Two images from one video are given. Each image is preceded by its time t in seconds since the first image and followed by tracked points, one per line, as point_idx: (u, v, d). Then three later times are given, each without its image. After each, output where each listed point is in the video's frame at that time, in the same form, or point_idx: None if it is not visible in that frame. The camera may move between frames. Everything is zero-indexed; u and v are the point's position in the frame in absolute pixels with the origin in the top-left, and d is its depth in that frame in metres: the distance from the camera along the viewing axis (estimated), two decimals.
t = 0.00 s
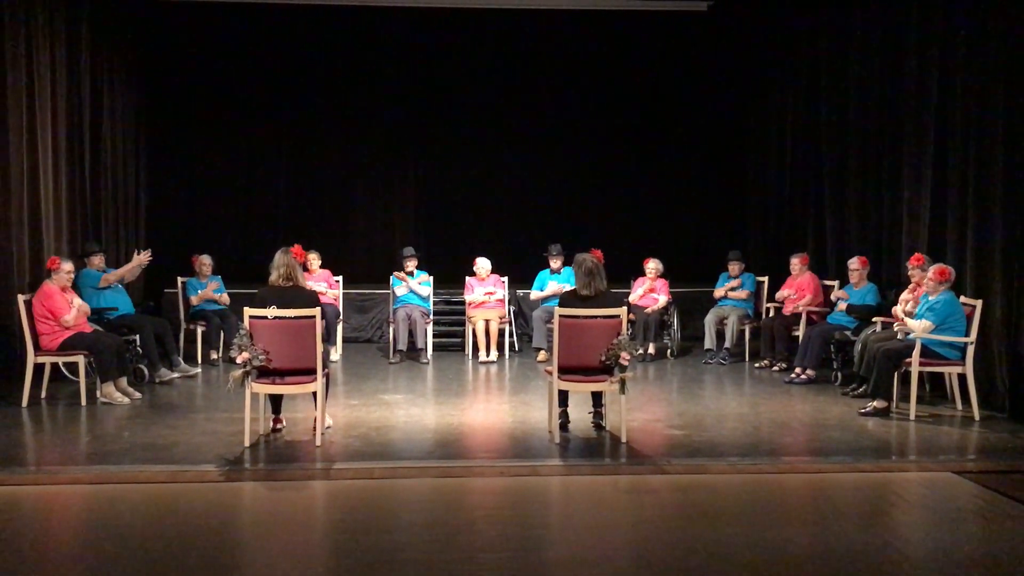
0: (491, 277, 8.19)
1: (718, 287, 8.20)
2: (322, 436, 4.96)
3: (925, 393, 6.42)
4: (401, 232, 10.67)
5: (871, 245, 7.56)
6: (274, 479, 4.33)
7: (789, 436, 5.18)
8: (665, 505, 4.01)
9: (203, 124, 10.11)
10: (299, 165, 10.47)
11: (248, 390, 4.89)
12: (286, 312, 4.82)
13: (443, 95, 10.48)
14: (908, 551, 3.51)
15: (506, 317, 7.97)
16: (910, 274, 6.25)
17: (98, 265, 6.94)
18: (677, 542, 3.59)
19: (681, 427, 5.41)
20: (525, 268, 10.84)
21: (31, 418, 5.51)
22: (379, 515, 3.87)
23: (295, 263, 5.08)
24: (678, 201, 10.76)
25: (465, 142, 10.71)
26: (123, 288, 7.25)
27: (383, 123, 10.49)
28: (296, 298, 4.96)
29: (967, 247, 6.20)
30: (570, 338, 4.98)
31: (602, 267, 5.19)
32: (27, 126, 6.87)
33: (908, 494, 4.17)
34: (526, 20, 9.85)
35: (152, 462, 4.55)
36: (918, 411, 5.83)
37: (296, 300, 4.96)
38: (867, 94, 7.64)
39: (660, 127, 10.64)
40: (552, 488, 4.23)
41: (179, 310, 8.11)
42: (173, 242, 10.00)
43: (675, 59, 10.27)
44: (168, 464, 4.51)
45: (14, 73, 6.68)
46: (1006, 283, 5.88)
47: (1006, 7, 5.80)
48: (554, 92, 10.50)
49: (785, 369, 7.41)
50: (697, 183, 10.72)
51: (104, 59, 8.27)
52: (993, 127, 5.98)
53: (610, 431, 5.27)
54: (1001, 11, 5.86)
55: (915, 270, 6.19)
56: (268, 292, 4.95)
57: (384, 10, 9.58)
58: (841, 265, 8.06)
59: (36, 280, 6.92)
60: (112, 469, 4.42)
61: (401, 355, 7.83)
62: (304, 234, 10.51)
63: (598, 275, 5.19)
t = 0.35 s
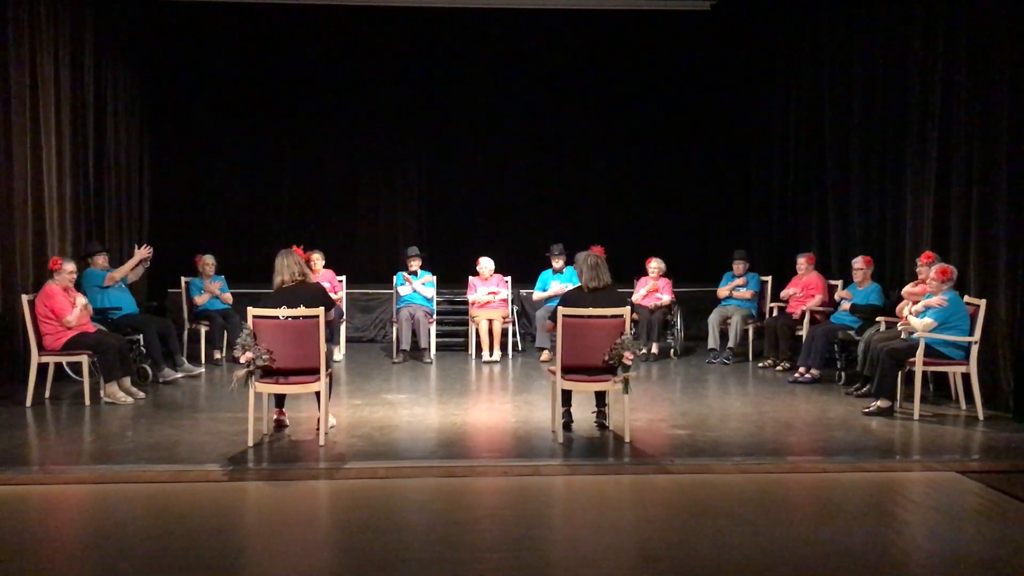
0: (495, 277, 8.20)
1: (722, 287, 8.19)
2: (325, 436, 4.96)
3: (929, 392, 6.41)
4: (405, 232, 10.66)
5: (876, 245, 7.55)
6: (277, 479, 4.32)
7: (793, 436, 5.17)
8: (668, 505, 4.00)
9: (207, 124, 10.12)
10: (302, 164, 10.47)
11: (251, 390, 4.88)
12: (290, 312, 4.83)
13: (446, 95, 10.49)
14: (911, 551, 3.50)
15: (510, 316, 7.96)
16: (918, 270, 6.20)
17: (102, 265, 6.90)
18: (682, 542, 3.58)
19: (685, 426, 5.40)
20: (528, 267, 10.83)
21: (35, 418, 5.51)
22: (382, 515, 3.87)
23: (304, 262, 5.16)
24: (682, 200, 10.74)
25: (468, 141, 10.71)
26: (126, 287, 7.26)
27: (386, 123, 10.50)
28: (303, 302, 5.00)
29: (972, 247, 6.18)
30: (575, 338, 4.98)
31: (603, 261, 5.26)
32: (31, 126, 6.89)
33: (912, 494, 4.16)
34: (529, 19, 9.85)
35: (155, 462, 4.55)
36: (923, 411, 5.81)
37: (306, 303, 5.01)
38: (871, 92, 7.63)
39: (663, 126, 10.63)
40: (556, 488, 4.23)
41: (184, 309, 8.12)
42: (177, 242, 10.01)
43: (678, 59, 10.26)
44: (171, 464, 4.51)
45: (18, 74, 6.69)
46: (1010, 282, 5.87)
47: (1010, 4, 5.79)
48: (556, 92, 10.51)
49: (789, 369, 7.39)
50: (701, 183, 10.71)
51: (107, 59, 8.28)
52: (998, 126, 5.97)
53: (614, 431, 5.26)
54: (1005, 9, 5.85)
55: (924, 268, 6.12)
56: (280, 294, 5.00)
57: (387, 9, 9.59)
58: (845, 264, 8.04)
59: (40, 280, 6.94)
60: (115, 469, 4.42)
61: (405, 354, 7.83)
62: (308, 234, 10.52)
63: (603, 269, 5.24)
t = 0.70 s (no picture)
0: (498, 277, 8.20)
1: (725, 286, 8.17)
2: (328, 435, 4.96)
3: (933, 393, 6.39)
4: (407, 232, 10.66)
5: (879, 244, 7.53)
6: (280, 479, 4.32)
7: (796, 436, 5.16)
8: (671, 505, 3.99)
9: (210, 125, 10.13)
10: (305, 164, 10.47)
11: (254, 390, 4.87)
12: (294, 312, 4.84)
13: (449, 95, 10.49)
14: (914, 551, 3.50)
15: (513, 317, 7.97)
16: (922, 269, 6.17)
17: (105, 265, 6.95)
18: (684, 542, 3.58)
19: (688, 426, 5.40)
20: (531, 267, 10.83)
21: (39, 418, 5.52)
22: (384, 515, 3.87)
23: (284, 267, 5.13)
24: (685, 200, 10.73)
25: (471, 141, 10.71)
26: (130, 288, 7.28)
27: (389, 122, 10.50)
28: (295, 300, 5.00)
29: (976, 246, 6.17)
30: (576, 339, 4.98)
31: (584, 258, 5.34)
32: (35, 125, 6.90)
33: (915, 494, 4.15)
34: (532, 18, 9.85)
35: (158, 462, 4.55)
36: (926, 411, 5.80)
37: (297, 301, 5.00)
38: (875, 91, 7.62)
39: (666, 125, 10.63)
40: (558, 488, 4.22)
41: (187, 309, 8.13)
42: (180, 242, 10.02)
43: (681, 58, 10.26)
44: (174, 464, 4.51)
45: (22, 74, 6.70)
46: (1014, 282, 5.86)
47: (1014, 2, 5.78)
48: (559, 92, 10.51)
49: (793, 368, 7.38)
50: (704, 183, 10.69)
51: (111, 59, 8.29)
52: (1002, 124, 5.96)
53: (616, 431, 5.26)
54: (1009, 8, 5.84)
55: (925, 268, 6.10)
56: (274, 294, 5.00)
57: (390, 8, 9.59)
58: (849, 264, 8.02)
59: (44, 280, 6.95)
60: (117, 469, 4.42)
61: (408, 354, 7.83)
62: (310, 234, 10.52)
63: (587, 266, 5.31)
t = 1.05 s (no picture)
0: (500, 277, 8.19)
1: (727, 287, 8.17)
2: (330, 436, 4.97)
3: (935, 393, 6.40)
4: (409, 233, 10.67)
5: (881, 245, 7.53)
6: (282, 479, 4.34)
7: (797, 436, 5.17)
8: (673, 505, 4.00)
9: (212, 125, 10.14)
10: (306, 165, 10.48)
11: (256, 390, 4.88)
12: (295, 311, 4.84)
13: (450, 95, 10.50)
14: (915, 551, 3.50)
15: (514, 317, 7.97)
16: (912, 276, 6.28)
17: (106, 267, 6.97)
18: (686, 542, 3.58)
19: (690, 427, 5.41)
20: (533, 267, 10.84)
21: (41, 418, 5.54)
22: (386, 515, 3.87)
23: (266, 277, 5.18)
24: (687, 200, 10.73)
25: (472, 142, 10.71)
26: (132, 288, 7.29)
27: (391, 123, 10.51)
28: (285, 301, 5.03)
29: (978, 246, 6.17)
30: (576, 339, 4.98)
31: (567, 264, 5.38)
32: (37, 125, 6.91)
33: (917, 494, 4.16)
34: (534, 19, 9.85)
35: (160, 462, 4.56)
36: (928, 411, 5.80)
37: (288, 301, 5.03)
38: (876, 92, 7.62)
39: (668, 125, 10.62)
40: (559, 488, 4.23)
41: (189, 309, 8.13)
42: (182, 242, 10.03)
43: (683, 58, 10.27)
44: (176, 464, 4.53)
45: (24, 75, 6.71)
46: (1016, 282, 5.86)
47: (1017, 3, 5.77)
48: (561, 92, 10.50)
49: (794, 369, 7.39)
50: (706, 183, 10.69)
51: (113, 60, 8.30)
52: (1004, 125, 5.95)
53: (618, 431, 5.26)
54: (1012, 8, 5.83)
55: (916, 272, 6.25)
56: (271, 295, 5.04)
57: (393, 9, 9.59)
58: (851, 264, 8.02)
59: (47, 280, 6.96)
60: (120, 468, 4.44)
61: (410, 355, 7.85)
62: (313, 235, 10.53)
63: (571, 271, 5.34)
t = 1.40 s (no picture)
0: (502, 278, 8.16)
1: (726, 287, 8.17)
2: (330, 436, 4.97)
3: (934, 393, 6.41)
4: (409, 233, 10.67)
5: (881, 245, 7.54)
6: (282, 479, 4.34)
7: (797, 436, 5.17)
8: (673, 505, 4.01)
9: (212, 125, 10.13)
10: (307, 165, 10.48)
11: (256, 390, 4.88)
12: (294, 311, 4.84)
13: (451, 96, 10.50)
14: (916, 551, 3.50)
15: (514, 317, 7.97)
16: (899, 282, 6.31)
17: (105, 267, 6.93)
18: (686, 543, 3.58)
19: (690, 427, 5.41)
20: (533, 268, 10.84)
21: (42, 418, 5.54)
22: (387, 515, 3.88)
23: (257, 282, 5.12)
24: (686, 201, 10.73)
25: (472, 143, 10.71)
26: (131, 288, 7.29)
27: (391, 123, 10.52)
28: (278, 302, 5.07)
29: (978, 247, 6.18)
30: (576, 340, 4.98)
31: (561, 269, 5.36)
32: (37, 125, 6.91)
33: (916, 494, 4.16)
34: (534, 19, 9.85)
35: (160, 462, 4.56)
36: (928, 412, 5.80)
37: (281, 302, 5.08)
38: (876, 92, 7.62)
39: (668, 126, 10.62)
40: (560, 488, 4.24)
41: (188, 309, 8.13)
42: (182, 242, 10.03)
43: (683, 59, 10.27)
44: (176, 464, 4.53)
45: (24, 74, 6.70)
46: (1016, 282, 5.86)
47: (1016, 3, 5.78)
48: (561, 93, 10.50)
49: (794, 369, 7.39)
50: (706, 183, 10.68)
51: (113, 61, 8.30)
52: (1004, 126, 5.96)
53: (618, 432, 5.27)
54: (1012, 10, 5.83)
55: (901, 278, 6.28)
56: (268, 295, 5.08)
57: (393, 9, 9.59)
58: (851, 265, 8.02)
59: (46, 280, 6.96)
60: (120, 469, 4.44)
61: (410, 355, 7.85)
62: (313, 235, 10.53)
63: (567, 276, 5.32)
